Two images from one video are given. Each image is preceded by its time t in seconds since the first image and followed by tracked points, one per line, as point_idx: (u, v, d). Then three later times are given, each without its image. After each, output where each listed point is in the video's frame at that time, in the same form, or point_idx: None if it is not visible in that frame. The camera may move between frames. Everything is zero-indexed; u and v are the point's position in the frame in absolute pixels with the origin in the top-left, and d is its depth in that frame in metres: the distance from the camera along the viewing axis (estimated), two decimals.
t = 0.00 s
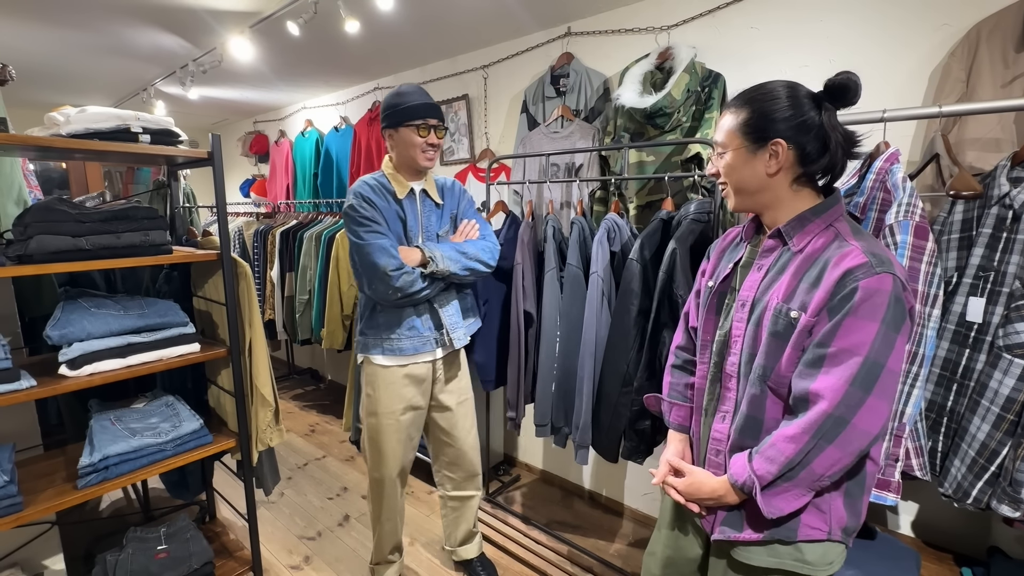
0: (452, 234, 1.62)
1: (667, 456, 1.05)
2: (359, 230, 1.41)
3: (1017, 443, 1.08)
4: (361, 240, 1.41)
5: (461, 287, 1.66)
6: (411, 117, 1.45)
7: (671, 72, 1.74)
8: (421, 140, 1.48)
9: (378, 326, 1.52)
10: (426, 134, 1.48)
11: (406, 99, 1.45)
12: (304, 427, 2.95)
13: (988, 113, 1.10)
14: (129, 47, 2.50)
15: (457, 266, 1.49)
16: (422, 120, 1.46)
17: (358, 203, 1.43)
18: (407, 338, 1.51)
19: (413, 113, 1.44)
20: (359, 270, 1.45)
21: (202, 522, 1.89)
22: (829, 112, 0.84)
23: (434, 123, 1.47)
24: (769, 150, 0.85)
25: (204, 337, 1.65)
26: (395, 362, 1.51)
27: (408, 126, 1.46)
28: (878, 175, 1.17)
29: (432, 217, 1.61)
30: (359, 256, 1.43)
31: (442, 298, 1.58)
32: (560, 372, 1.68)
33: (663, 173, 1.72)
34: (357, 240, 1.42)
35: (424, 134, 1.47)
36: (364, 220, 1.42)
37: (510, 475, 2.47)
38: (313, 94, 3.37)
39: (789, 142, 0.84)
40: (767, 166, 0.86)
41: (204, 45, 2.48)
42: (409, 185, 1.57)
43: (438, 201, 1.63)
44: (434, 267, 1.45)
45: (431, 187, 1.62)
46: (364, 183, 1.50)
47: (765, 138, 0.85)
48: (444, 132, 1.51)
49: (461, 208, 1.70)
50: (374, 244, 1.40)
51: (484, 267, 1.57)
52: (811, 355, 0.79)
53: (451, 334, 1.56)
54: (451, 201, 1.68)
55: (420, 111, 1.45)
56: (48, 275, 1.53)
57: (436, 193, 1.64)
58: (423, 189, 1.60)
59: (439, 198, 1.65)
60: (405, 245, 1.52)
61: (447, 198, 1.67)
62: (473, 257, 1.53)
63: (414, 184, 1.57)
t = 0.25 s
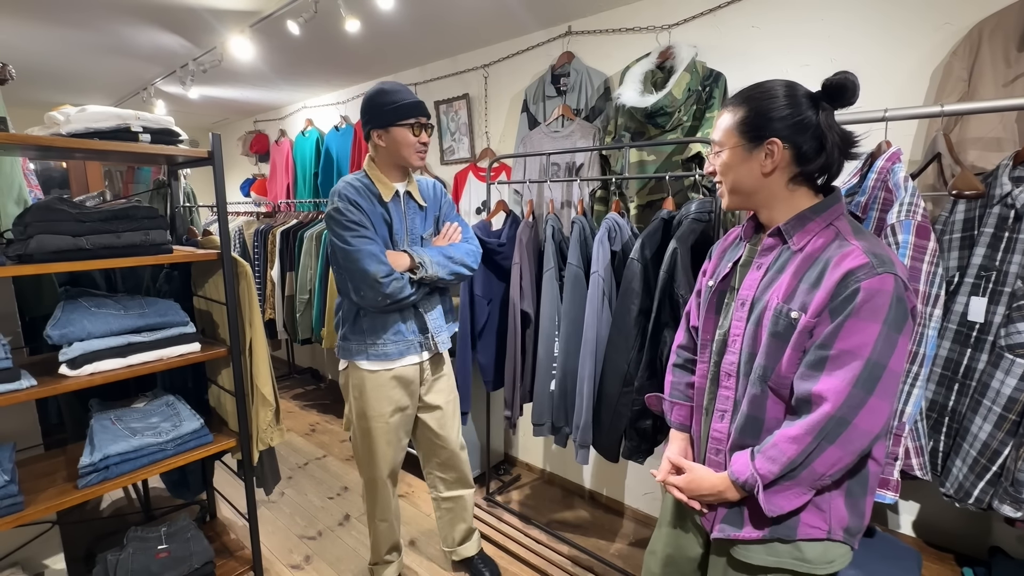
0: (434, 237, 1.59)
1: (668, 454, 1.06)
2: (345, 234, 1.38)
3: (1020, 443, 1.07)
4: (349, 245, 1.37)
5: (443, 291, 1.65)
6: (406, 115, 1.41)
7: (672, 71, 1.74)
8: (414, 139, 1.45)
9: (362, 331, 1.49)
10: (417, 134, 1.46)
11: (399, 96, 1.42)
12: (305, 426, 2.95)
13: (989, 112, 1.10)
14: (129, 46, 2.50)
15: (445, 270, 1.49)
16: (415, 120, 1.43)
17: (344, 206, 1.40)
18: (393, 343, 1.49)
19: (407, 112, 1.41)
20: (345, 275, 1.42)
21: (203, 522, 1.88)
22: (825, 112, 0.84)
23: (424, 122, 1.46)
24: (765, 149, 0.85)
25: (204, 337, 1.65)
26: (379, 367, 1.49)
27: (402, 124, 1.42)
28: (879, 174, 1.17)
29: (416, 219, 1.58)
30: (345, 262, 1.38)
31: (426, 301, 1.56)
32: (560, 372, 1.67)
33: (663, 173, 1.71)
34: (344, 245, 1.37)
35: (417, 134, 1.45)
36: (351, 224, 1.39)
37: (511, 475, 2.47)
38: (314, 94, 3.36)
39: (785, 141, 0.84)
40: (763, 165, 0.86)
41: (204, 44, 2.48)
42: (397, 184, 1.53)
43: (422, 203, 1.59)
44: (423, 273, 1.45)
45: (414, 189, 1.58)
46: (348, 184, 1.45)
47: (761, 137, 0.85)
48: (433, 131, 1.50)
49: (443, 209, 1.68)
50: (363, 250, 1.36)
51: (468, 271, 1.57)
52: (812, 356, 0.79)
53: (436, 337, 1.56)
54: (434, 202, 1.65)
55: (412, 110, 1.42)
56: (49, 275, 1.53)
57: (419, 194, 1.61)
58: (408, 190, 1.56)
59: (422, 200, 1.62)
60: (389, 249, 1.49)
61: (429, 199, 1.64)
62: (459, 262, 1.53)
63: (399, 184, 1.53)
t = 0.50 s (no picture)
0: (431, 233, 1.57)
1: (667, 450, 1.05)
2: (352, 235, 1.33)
3: (1020, 442, 1.07)
4: (359, 248, 1.31)
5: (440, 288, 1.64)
6: (409, 109, 1.40)
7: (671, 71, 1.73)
8: (416, 133, 1.44)
9: (369, 334, 1.45)
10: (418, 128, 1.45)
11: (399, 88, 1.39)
12: (305, 426, 2.95)
13: (989, 111, 1.10)
14: (129, 45, 2.50)
15: (448, 267, 1.49)
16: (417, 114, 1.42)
17: (350, 208, 1.35)
18: (400, 343, 1.48)
19: (410, 105, 1.39)
20: (352, 279, 1.37)
21: (203, 522, 1.88)
22: (818, 114, 0.84)
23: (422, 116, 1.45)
24: (754, 147, 0.85)
25: (204, 336, 1.65)
26: (388, 370, 1.47)
27: (405, 118, 1.40)
28: (879, 173, 1.17)
29: (413, 217, 1.55)
30: (355, 265, 1.33)
31: (429, 299, 1.56)
32: (561, 371, 1.67)
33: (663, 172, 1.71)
34: (353, 248, 1.32)
35: (420, 128, 1.45)
36: (358, 225, 1.33)
37: (510, 474, 2.47)
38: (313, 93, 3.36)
39: (773, 139, 0.84)
40: (750, 163, 0.86)
41: (203, 43, 2.48)
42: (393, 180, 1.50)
43: (418, 200, 1.57)
44: (433, 270, 1.46)
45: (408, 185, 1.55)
46: (349, 185, 1.40)
47: (750, 135, 0.85)
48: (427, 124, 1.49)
49: (435, 205, 1.65)
50: (375, 252, 1.31)
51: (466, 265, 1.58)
52: (787, 363, 0.79)
53: (439, 332, 1.57)
54: (427, 197, 1.63)
55: (413, 104, 1.41)
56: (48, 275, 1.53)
57: (413, 190, 1.58)
58: (403, 186, 1.53)
59: (416, 196, 1.59)
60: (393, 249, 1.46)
61: (422, 195, 1.61)
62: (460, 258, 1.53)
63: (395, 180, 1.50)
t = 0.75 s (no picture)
0: (438, 236, 1.55)
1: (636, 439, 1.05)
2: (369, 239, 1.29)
3: (1020, 442, 1.07)
4: (377, 253, 1.28)
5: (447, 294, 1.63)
6: (421, 111, 1.37)
7: (671, 71, 1.74)
8: (428, 136, 1.41)
9: (381, 337, 1.44)
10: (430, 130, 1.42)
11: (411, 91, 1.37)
12: (305, 426, 2.95)
13: (989, 111, 1.10)
14: (128, 45, 2.50)
15: (460, 272, 1.48)
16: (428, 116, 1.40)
17: (368, 212, 1.31)
18: (412, 347, 1.47)
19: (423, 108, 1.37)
20: (368, 283, 1.34)
21: (203, 522, 1.88)
22: (788, 119, 0.83)
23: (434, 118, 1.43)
24: (724, 150, 0.85)
25: (204, 336, 1.65)
26: (401, 373, 1.46)
27: (416, 120, 1.38)
28: (879, 173, 1.17)
29: (422, 220, 1.54)
30: (373, 271, 1.30)
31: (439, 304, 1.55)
32: (561, 371, 1.67)
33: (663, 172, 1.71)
34: (372, 253, 1.29)
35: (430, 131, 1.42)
36: (375, 230, 1.30)
37: (510, 474, 2.47)
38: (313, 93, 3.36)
39: (741, 139, 0.83)
40: (722, 165, 0.86)
41: (203, 43, 2.47)
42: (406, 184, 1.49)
43: (428, 203, 1.56)
44: (446, 274, 1.44)
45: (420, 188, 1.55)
46: (366, 188, 1.36)
47: (721, 137, 0.85)
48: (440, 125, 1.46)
49: (444, 210, 1.66)
50: (393, 258, 1.28)
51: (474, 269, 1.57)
52: (740, 352, 0.79)
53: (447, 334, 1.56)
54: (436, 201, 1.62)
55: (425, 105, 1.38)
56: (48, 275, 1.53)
57: (423, 193, 1.57)
58: (414, 189, 1.52)
59: (427, 199, 1.58)
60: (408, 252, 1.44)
61: (432, 199, 1.61)
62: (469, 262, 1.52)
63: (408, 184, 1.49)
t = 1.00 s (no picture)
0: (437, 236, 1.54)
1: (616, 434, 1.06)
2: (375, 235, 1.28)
3: (1019, 442, 1.07)
4: (383, 249, 1.27)
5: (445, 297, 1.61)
6: (415, 108, 1.35)
7: (671, 71, 1.74)
8: (422, 135, 1.39)
9: (386, 339, 1.41)
10: (425, 128, 1.39)
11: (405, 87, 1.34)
12: (304, 427, 2.95)
13: (988, 111, 1.10)
14: (128, 46, 2.49)
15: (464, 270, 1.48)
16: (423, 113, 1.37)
17: (373, 207, 1.30)
18: (417, 348, 1.45)
19: (416, 106, 1.34)
20: (371, 281, 1.31)
21: (202, 523, 1.88)
22: (771, 121, 0.82)
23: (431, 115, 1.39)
24: (707, 152, 0.85)
25: (203, 337, 1.65)
26: (406, 375, 1.43)
27: (409, 118, 1.35)
28: (878, 174, 1.18)
29: (422, 220, 1.53)
30: (378, 267, 1.28)
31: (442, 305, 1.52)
32: (560, 371, 1.67)
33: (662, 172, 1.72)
34: (376, 249, 1.27)
35: (423, 128, 1.39)
36: (380, 225, 1.28)
37: (510, 475, 2.47)
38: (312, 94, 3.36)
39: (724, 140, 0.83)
40: (705, 166, 0.86)
41: (203, 44, 2.47)
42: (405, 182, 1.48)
43: (427, 202, 1.56)
44: (451, 273, 1.44)
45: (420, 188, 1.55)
46: (369, 184, 1.35)
47: (704, 139, 0.85)
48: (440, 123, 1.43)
49: (441, 210, 1.66)
50: (400, 254, 1.27)
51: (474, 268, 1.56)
52: (715, 357, 0.79)
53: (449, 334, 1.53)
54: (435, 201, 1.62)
55: (418, 103, 1.35)
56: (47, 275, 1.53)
57: (421, 193, 1.57)
58: (413, 187, 1.52)
59: (426, 199, 1.58)
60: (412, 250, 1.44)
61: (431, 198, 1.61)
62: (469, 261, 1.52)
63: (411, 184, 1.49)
